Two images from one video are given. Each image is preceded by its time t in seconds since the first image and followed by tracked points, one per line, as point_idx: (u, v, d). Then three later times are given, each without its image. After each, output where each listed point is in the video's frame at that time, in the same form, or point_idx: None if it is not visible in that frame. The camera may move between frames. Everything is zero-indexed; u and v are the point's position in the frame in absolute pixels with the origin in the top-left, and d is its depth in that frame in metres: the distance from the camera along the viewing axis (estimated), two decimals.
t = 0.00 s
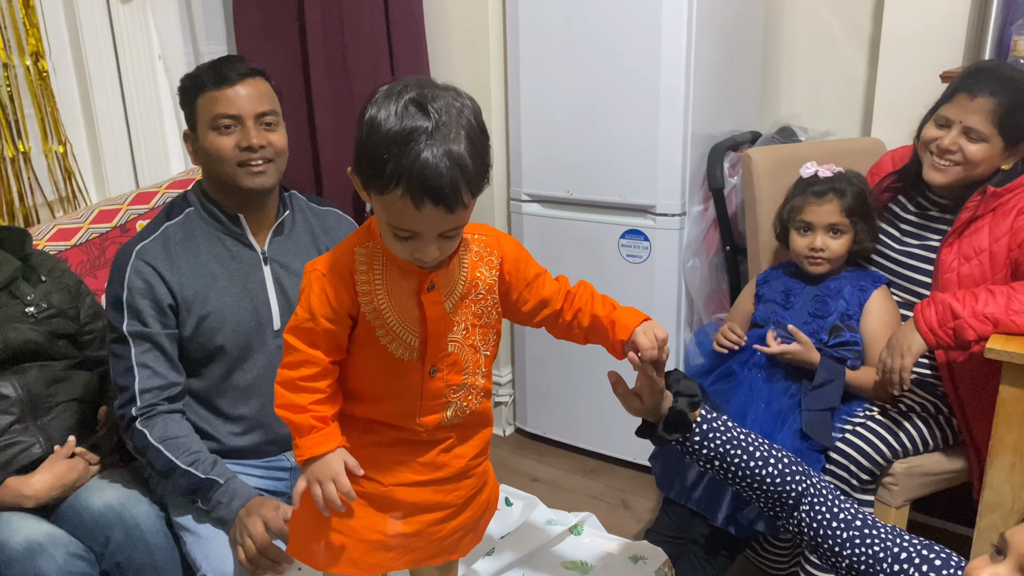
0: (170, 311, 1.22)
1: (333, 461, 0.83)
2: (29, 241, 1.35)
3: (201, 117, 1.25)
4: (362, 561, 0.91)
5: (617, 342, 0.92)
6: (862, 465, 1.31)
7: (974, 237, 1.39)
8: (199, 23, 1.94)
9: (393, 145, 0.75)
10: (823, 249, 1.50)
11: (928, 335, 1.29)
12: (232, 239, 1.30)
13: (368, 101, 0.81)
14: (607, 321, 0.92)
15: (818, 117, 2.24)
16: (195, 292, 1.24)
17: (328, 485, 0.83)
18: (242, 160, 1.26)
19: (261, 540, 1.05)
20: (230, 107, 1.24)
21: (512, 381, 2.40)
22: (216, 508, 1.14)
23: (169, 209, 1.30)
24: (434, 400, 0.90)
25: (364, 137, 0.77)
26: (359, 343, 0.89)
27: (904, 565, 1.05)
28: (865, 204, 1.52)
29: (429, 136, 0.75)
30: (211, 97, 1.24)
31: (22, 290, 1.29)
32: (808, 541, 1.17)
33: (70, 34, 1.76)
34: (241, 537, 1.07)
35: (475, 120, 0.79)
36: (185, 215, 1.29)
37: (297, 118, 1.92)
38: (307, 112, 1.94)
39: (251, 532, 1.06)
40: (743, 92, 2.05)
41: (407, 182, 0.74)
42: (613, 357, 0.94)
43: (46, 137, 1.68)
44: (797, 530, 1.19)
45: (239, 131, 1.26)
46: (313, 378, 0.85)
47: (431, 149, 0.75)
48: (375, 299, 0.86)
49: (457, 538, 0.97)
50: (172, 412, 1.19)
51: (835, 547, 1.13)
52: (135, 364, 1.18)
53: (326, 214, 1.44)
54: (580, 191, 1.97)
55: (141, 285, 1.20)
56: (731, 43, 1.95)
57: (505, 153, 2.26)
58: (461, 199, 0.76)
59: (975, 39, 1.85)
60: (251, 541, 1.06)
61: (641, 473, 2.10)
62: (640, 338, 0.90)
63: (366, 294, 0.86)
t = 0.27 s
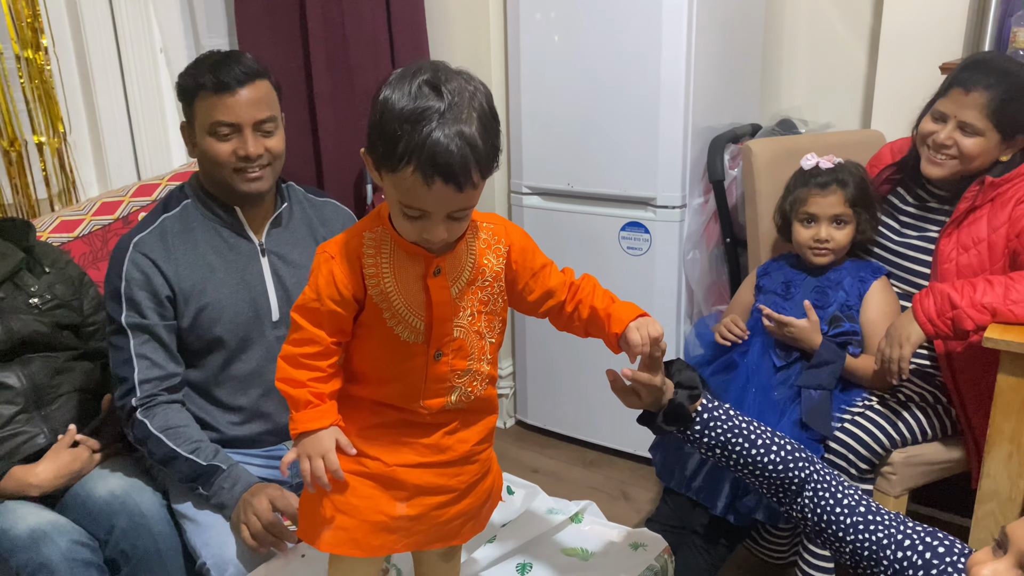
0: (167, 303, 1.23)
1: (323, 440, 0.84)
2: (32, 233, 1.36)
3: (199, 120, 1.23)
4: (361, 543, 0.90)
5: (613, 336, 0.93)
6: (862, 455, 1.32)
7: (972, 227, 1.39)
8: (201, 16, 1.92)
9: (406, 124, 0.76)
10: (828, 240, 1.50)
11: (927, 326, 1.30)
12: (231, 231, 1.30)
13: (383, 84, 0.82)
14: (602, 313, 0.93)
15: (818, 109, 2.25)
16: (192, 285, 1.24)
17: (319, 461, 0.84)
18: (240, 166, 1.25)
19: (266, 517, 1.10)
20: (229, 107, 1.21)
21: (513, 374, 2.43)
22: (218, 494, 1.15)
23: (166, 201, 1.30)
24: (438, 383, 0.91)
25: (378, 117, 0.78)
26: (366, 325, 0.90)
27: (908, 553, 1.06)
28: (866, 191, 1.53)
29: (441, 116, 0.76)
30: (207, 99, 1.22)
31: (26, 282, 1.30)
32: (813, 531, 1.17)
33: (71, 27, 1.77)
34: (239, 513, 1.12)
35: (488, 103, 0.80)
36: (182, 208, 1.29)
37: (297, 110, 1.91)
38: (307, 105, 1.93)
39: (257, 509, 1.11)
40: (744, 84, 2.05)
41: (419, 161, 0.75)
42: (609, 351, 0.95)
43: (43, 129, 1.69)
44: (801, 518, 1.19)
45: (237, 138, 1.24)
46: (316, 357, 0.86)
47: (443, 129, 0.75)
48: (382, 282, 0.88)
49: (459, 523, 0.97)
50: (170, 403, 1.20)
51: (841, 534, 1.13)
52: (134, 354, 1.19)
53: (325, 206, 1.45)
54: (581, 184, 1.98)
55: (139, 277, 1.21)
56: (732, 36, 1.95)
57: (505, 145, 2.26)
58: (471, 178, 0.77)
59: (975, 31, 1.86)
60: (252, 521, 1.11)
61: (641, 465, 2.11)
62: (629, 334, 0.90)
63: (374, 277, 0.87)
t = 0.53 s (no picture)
0: (164, 298, 1.22)
1: (337, 439, 0.86)
2: (34, 227, 1.36)
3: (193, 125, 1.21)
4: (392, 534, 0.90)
5: (615, 295, 0.95)
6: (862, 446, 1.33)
7: (973, 220, 1.40)
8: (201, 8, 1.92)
9: (396, 119, 0.76)
10: (826, 235, 1.51)
11: (923, 314, 1.28)
12: (225, 226, 1.30)
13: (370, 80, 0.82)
14: (603, 275, 0.95)
15: (818, 102, 2.24)
16: (191, 279, 1.25)
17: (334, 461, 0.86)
18: (234, 170, 1.25)
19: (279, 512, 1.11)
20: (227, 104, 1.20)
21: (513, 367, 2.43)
22: (222, 484, 1.15)
23: (159, 196, 1.30)
24: (453, 373, 0.91)
25: (367, 112, 0.78)
26: (376, 321, 0.90)
27: (915, 547, 1.03)
28: (866, 186, 1.52)
29: (430, 108, 0.76)
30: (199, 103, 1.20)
31: (28, 276, 1.30)
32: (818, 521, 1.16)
33: (72, 21, 1.78)
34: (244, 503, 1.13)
35: (476, 93, 0.80)
36: (177, 202, 1.29)
37: (298, 104, 1.90)
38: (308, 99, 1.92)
39: (268, 503, 1.11)
40: (744, 78, 2.05)
41: (411, 155, 0.75)
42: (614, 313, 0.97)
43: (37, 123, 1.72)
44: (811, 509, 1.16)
45: (231, 143, 1.23)
46: (325, 356, 0.87)
47: (433, 121, 0.75)
48: (393, 280, 0.88)
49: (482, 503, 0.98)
50: (172, 397, 1.20)
51: (848, 528, 1.10)
52: (133, 350, 1.18)
53: (319, 197, 1.45)
54: (581, 178, 1.98)
55: (135, 273, 1.21)
56: (733, 29, 1.95)
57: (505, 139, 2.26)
58: (465, 169, 0.77)
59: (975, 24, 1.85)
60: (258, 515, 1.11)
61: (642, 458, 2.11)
62: (632, 288, 0.93)
63: (384, 276, 0.87)
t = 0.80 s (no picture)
0: (162, 293, 1.21)
1: (328, 423, 0.81)
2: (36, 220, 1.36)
3: (188, 118, 1.21)
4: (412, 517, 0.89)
5: (625, 278, 0.95)
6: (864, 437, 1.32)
7: (975, 211, 1.39)
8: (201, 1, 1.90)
9: (411, 109, 0.75)
10: (824, 228, 1.51)
11: (925, 305, 1.29)
12: (220, 219, 1.30)
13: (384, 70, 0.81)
14: (612, 260, 0.96)
15: (820, 94, 2.24)
16: (186, 274, 1.23)
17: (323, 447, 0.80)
18: (229, 163, 1.25)
19: (281, 507, 1.11)
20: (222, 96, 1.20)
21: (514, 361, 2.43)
22: (224, 476, 1.15)
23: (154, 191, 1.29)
24: (463, 363, 0.92)
25: (382, 103, 0.78)
26: (382, 311, 0.90)
27: (934, 538, 0.83)
28: (867, 179, 1.52)
29: (446, 100, 0.76)
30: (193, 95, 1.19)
31: (29, 269, 1.30)
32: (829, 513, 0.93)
33: (72, 14, 1.78)
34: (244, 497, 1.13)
35: (491, 86, 0.80)
36: (171, 197, 1.28)
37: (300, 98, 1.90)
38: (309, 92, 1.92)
39: (271, 497, 1.11)
40: (745, 70, 2.05)
41: (425, 147, 0.75)
42: (625, 298, 0.96)
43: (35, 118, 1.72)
44: (829, 506, 0.92)
45: (226, 136, 1.23)
46: (328, 344, 0.85)
47: (448, 113, 0.75)
48: (402, 271, 0.87)
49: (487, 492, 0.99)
50: (172, 390, 1.20)
51: (865, 518, 0.88)
52: (131, 346, 1.18)
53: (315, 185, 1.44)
54: (583, 170, 1.98)
55: (131, 268, 1.19)
56: (734, 20, 1.94)
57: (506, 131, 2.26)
58: (479, 162, 0.77)
59: (977, 15, 1.85)
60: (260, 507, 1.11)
61: (643, 450, 2.12)
62: (643, 263, 0.93)
63: (393, 267, 0.87)
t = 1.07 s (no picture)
0: (160, 291, 1.20)
1: (348, 425, 0.80)
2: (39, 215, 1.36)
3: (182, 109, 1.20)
4: (412, 532, 0.90)
5: (635, 277, 0.95)
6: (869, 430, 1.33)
7: (979, 203, 1.39)
8: None
9: (437, 113, 0.74)
10: (826, 225, 1.51)
11: (931, 298, 1.29)
12: (217, 215, 1.28)
13: (399, 71, 0.80)
14: (621, 259, 0.96)
15: (822, 86, 2.24)
16: (183, 271, 1.22)
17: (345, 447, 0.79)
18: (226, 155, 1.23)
19: (288, 504, 1.09)
20: (220, 90, 1.19)
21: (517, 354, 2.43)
22: (229, 472, 1.14)
23: (150, 188, 1.27)
24: (468, 362, 0.92)
25: (405, 107, 0.76)
26: (388, 310, 0.89)
27: (947, 528, 0.79)
28: (870, 176, 1.51)
29: (474, 103, 0.75)
30: (188, 86, 1.18)
31: (33, 264, 1.30)
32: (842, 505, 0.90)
33: (73, 8, 1.77)
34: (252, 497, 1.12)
35: (514, 89, 0.79)
36: (166, 193, 1.26)
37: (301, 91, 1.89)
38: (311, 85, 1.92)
39: (277, 495, 1.10)
40: (748, 62, 2.04)
41: (456, 151, 0.74)
42: (634, 298, 0.97)
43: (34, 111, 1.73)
44: (841, 498, 0.89)
45: (221, 127, 1.22)
46: (337, 343, 0.84)
47: (476, 117, 0.75)
48: (411, 270, 0.87)
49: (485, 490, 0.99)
50: (174, 387, 1.19)
51: (876, 509, 0.85)
52: (132, 345, 1.17)
53: (311, 179, 1.43)
54: (585, 163, 1.98)
55: (129, 267, 1.18)
56: (737, 12, 1.93)
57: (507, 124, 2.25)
58: (506, 165, 0.77)
59: (981, 6, 1.84)
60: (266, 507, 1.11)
61: (646, 443, 2.12)
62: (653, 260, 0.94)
63: (402, 266, 0.86)
